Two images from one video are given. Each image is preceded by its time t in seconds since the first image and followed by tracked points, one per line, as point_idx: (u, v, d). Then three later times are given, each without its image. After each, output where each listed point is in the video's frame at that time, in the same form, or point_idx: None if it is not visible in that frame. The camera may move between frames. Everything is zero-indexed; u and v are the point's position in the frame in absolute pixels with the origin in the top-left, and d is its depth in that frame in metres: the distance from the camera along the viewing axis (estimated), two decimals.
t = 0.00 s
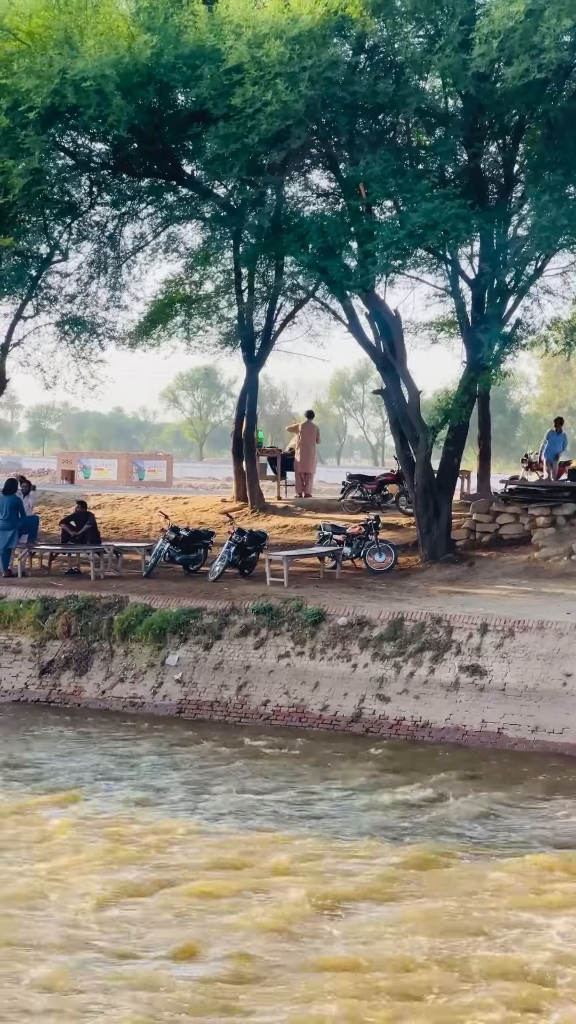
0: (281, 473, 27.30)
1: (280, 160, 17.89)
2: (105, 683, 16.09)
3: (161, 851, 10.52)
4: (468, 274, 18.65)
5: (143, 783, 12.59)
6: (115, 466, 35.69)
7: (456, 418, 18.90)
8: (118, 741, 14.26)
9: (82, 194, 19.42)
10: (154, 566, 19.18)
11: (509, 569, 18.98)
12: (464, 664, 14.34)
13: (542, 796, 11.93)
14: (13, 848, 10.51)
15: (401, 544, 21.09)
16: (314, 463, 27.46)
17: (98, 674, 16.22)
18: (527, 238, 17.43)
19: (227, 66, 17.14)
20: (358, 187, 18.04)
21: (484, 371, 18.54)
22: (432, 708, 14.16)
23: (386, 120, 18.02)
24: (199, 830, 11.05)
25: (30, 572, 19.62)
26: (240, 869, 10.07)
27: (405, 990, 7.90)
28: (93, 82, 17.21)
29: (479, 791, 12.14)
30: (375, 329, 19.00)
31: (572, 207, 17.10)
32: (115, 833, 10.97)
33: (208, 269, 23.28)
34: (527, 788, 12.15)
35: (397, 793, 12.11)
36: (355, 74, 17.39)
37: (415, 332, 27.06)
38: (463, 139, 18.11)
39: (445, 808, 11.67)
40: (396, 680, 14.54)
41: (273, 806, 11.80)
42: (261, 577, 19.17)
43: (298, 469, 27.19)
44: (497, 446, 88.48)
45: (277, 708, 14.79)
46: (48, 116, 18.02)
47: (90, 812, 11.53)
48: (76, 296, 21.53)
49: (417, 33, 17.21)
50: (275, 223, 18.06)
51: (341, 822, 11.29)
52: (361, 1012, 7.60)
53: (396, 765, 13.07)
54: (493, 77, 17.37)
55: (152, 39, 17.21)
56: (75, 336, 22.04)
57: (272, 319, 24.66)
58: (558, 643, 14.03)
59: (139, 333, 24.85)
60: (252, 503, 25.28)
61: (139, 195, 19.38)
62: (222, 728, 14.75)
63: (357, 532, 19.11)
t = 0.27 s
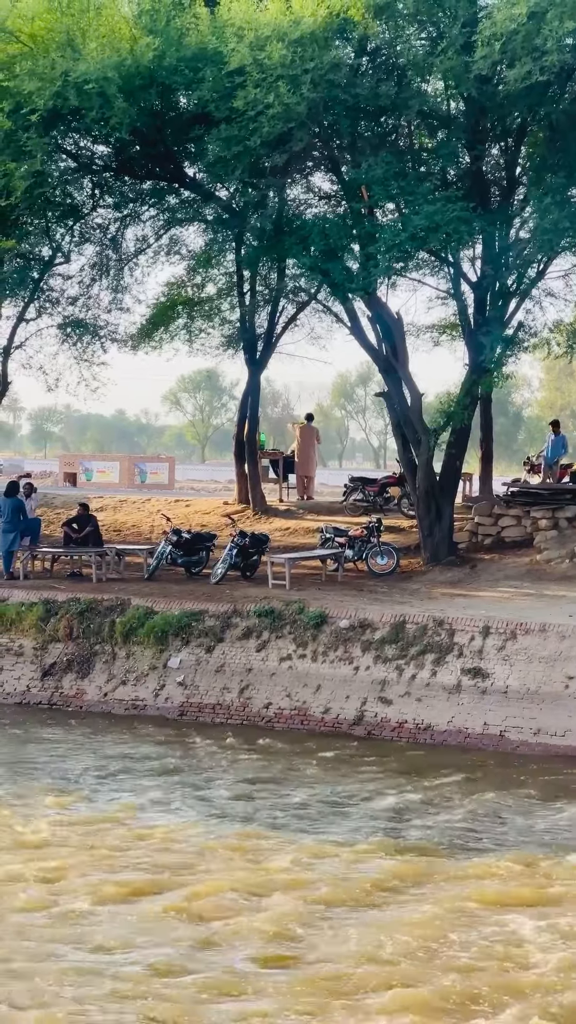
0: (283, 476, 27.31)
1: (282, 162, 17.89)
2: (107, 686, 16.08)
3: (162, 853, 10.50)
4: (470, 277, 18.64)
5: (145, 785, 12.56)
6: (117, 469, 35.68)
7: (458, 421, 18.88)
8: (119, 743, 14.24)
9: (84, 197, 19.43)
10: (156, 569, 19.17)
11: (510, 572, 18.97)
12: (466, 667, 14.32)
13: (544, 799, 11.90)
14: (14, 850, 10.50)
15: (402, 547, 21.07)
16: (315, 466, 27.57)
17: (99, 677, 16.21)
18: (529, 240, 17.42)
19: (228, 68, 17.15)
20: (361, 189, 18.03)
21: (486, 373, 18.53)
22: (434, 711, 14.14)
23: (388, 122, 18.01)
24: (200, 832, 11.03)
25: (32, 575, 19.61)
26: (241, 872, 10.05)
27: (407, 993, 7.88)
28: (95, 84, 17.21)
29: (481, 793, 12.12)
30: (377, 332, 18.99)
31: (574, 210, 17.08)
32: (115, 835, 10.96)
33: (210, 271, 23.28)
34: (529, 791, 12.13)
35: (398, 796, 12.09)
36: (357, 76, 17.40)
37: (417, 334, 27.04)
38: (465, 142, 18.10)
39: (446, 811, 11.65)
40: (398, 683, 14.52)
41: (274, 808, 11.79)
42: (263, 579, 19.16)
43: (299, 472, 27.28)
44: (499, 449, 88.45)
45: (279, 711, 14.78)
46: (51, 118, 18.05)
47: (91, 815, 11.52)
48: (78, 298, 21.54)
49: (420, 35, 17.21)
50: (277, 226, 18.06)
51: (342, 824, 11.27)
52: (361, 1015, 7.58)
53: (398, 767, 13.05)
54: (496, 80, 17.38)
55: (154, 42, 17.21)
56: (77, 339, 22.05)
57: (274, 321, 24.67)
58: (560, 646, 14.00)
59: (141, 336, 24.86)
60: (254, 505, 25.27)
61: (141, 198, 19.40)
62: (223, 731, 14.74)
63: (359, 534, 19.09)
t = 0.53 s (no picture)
0: (285, 478, 27.31)
1: (284, 164, 17.89)
2: (109, 688, 16.07)
3: (163, 854, 10.49)
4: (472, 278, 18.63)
5: (145, 787, 12.56)
6: (119, 470, 35.67)
7: (459, 422, 18.87)
8: (120, 745, 14.23)
9: (86, 199, 19.44)
10: (157, 571, 19.17)
11: (512, 574, 18.95)
12: (468, 668, 14.30)
13: (546, 800, 11.89)
14: (15, 851, 10.49)
15: (404, 549, 21.06)
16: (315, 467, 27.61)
17: (101, 679, 16.20)
18: (530, 242, 17.40)
19: (230, 70, 17.15)
20: (362, 191, 18.03)
21: (488, 375, 18.51)
22: (436, 713, 14.13)
23: (390, 124, 18.01)
24: (201, 834, 11.02)
25: (33, 577, 19.60)
26: (242, 873, 10.04)
27: (407, 994, 7.86)
28: (97, 86, 17.22)
29: (482, 795, 12.10)
30: (379, 333, 18.98)
31: None
32: (116, 836, 10.95)
33: (212, 273, 23.29)
34: (531, 793, 12.11)
35: (399, 797, 12.08)
36: (359, 78, 17.40)
37: (418, 336, 27.02)
38: (467, 144, 18.09)
39: (448, 813, 11.64)
40: (399, 685, 14.50)
41: (276, 810, 11.77)
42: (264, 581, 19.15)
43: (300, 474, 27.32)
44: (501, 451, 88.41)
45: (281, 713, 14.77)
46: (52, 120, 18.06)
47: (92, 816, 11.52)
48: (80, 300, 21.54)
49: (421, 37, 17.23)
50: (279, 227, 18.05)
51: (344, 826, 11.25)
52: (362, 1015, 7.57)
53: (399, 769, 13.04)
54: (497, 82, 17.38)
55: (156, 43, 17.22)
56: (78, 340, 22.05)
57: (275, 323, 24.67)
58: (562, 648, 13.98)
59: (142, 338, 24.86)
60: (256, 507, 25.26)
61: (142, 200, 19.36)
62: (225, 733, 14.73)
63: (360, 536, 19.09)
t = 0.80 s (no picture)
0: (285, 479, 27.32)
1: (285, 166, 17.89)
2: (109, 690, 16.06)
3: (163, 856, 10.50)
4: (473, 279, 18.63)
5: (146, 789, 12.55)
6: (119, 471, 35.68)
7: (460, 423, 18.86)
8: (121, 747, 14.23)
9: (87, 200, 19.45)
10: (159, 572, 19.16)
11: (513, 575, 18.95)
12: (468, 670, 14.29)
13: (546, 802, 11.88)
14: (15, 852, 10.50)
15: (405, 550, 21.06)
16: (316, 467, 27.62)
17: (102, 680, 16.20)
18: (531, 244, 17.40)
19: (231, 72, 17.17)
20: (363, 192, 18.03)
21: (488, 376, 18.51)
22: (436, 714, 14.13)
23: (391, 126, 18.01)
24: (201, 836, 11.01)
25: (34, 579, 19.59)
26: (242, 875, 10.02)
27: (407, 999, 7.85)
28: (98, 88, 17.23)
29: (483, 797, 12.09)
30: (380, 335, 18.98)
31: None
32: (117, 838, 10.96)
33: (213, 275, 23.30)
34: (532, 795, 12.10)
35: (400, 799, 12.07)
36: (359, 79, 17.41)
37: (419, 337, 27.01)
38: (468, 145, 18.09)
39: (448, 815, 11.63)
40: (400, 687, 14.49)
41: (276, 811, 11.77)
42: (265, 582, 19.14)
43: (300, 475, 27.32)
44: (502, 452, 88.42)
45: (282, 715, 14.77)
46: (53, 122, 18.08)
47: (93, 818, 11.52)
48: (80, 302, 21.55)
49: (422, 39, 17.23)
50: (280, 229, 18.05)
51: (344, 828, 11.24)
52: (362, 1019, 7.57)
53: (400, 771, 13.03)
54: (498, 83, 17.38)
55: (157, 45, 17.23)
56: (79, 342, 22.06)
57: (276, 325, 24.67)
58: (563, 649, 13.97)
59: (143, 339, 24.87)
60: (257, 508, 25.26)
61: (143, 201, 19.34)
62: (226, 734, 14.73)
63: (361, 538, 19.10)
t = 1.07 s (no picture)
0: (286, 480, 27.34)
1: (285, 167, 17.89)
2: (110, 691, 16.06)
3: (163, 856, 10.51)
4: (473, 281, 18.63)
5: (147, 790, 12.54)
6: (120, 473, 35.69)
7: (461, 425, 18.86)
8: (122, 748, 14.23)
9: (88, 202, 19.47)
10: (159, 573, 19.17)
11: (513, 576, 18.95)
12: (469, 672, 14.29)
13: (546, 803, 11.88)
14: (16, 853, 10.51)
15: (405, 551, 21.06)
16: (317, 468, 27.62)
17: (103, 681, 16.20)
18: (532, 245, 17.40)
19: (232, 73, 17.19)
20: (364, 194, 18.04)
21: (489, 378, 18.52)
22: (437, 715, 14.12)
23: (391, 128, 18.02)
24: (202, 836, 11.02)
25: (35, 579, 19.60)
26: (242, 877, 10.01)
27: (406, 1000, 7.84)
28: (99, 89, 17.25)
29: (483, 798, 12.09)
30: (380, 336, 18.99)
31: None
32: (117, 838, 10.97)
33: (213, 276, 23.31)
34: (532, 796, 12.10)
35: (400, 800, 12.08)
36: (360, 81, 17.43)
37: (420, 339, 27.01)
38: (469, 147, 18.10)
39: (448, 816, 11.63)
40: (401, 688, 14.49)
41: (277, 812, 11.77)
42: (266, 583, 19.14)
43: (301, 476, 27.33)
44: (503, 454, 88.41)
45: (282, 716, 14.77)
46: (54, 124, 18.10)
47: (94, 818, 11.52)
48: (81, 303, 21.56)
49: (423, 41, 17.24)
50: (280, 231, 18.06)
51: (345, 829, 11.25)
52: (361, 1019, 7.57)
53: (400, 772, 13.03)
54: (498, 85, 17.40)
55: (157, 46, 17.24)
56: (80, 343, 22.07)
57: (277, 326, 24.68)
58: (564, 651, 13.96)
59: (144, 340, 24.89)
60: (257, 509, 25.26)
61: (144, 203, 19.34)
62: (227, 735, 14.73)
63: (362, 539, 19.10)
